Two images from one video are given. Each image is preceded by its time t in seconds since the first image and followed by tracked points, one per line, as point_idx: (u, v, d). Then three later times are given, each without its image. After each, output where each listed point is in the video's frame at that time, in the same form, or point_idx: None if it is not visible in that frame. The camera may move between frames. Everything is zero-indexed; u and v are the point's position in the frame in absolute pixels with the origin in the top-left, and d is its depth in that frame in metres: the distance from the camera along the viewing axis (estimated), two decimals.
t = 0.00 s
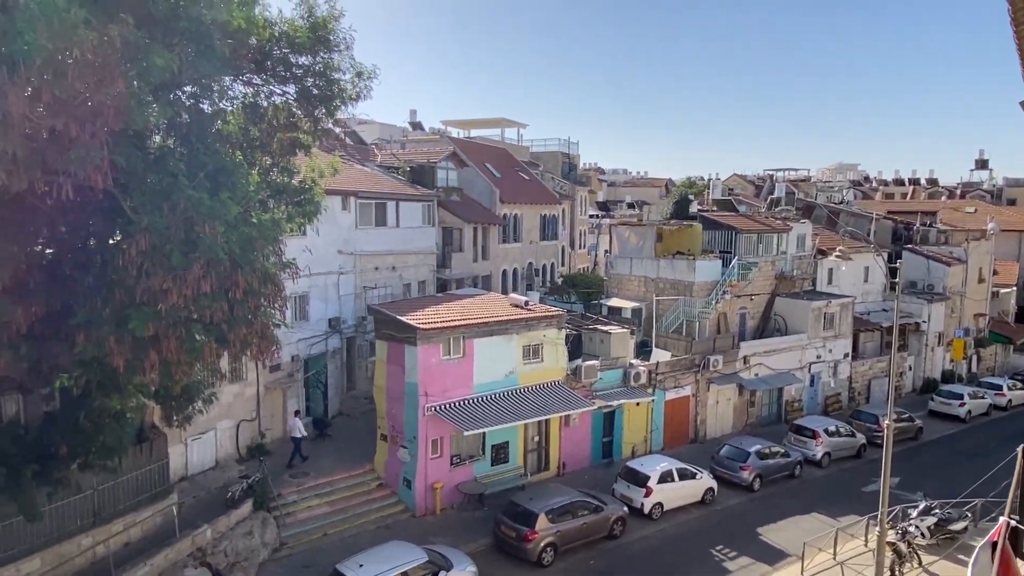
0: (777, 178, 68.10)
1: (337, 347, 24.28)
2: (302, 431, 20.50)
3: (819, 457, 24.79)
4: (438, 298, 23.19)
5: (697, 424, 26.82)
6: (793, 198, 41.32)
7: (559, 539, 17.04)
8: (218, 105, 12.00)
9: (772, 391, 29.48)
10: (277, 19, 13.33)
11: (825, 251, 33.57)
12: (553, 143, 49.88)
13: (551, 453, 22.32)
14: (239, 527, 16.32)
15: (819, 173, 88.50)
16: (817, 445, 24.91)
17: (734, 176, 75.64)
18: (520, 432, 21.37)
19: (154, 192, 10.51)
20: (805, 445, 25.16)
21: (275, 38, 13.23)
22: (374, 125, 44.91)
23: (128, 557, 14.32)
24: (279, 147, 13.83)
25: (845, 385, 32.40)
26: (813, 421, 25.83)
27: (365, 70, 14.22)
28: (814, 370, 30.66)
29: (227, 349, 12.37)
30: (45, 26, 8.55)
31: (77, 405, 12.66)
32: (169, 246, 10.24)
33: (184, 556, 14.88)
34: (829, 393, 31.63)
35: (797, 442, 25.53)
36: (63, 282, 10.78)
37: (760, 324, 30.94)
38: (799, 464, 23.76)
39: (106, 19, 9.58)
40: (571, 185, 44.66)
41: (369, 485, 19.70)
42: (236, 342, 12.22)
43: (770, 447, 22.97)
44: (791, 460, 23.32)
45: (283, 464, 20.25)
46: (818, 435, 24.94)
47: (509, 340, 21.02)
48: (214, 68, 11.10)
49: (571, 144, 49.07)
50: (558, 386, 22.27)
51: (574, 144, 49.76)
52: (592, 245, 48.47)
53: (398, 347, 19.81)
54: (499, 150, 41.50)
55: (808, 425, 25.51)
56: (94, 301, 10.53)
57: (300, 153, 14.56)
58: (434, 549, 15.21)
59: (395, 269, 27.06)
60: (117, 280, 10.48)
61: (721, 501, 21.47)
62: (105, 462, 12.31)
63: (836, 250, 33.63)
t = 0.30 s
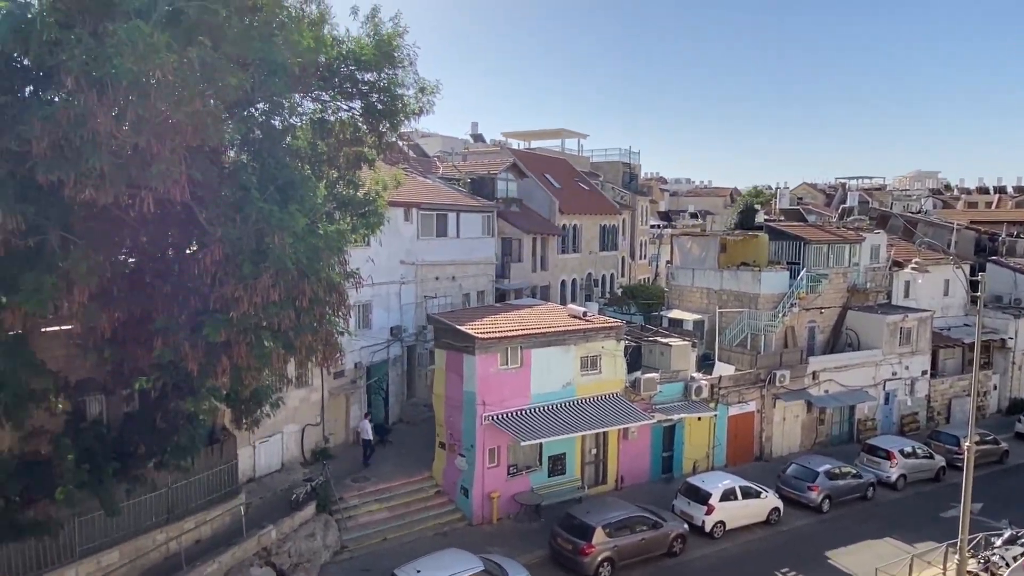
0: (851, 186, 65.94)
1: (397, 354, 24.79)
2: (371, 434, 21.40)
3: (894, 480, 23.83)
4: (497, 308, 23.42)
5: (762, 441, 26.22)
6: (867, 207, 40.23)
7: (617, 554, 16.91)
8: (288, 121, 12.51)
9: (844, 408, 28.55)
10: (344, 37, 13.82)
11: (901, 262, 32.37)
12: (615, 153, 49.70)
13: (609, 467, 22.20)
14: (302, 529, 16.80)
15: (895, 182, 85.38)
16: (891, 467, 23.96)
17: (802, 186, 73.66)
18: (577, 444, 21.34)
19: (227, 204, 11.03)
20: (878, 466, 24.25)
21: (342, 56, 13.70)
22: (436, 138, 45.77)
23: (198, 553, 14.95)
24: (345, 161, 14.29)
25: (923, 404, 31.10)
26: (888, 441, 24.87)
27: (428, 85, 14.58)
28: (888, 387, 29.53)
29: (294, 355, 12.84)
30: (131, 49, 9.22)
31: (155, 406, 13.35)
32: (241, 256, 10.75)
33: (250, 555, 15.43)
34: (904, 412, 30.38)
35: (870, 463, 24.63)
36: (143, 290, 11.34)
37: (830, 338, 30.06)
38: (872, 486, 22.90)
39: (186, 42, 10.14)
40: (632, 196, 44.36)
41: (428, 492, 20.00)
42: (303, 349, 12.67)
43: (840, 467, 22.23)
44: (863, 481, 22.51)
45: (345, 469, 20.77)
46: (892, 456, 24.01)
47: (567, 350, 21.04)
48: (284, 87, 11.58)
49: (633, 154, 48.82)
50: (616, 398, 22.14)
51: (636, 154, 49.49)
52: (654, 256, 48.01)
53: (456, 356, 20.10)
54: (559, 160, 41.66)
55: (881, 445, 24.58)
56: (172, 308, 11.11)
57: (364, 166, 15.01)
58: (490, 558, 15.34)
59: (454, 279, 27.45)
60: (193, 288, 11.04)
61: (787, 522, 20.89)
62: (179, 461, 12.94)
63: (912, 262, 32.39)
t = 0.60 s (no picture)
0: (932, 197, 63.28)
1: (457, 364, 25.15)
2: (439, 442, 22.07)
3: (979, 507, 22.67)
4: (557, 320, 23.48)
5: (835, 463, 25.41)
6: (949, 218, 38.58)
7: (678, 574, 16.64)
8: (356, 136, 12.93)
9: (924, 429, 27.39)
10: (410, 55, 14.25)
11: (986, 277, 30.99)
12: (680, 163, 49.16)
13: (671, 484, 21.90)
14: (364, 534, 17.19)
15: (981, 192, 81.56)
16: (976, 493, 22.80)
17: (878, 196, 71.11)
18: (638, 459, 21.15)
19: (296, 218, 11.49)
20: (961, 492, 23.12)
21: (408, 74, 14.10)
22: (499, 151, 46.32)
23: (265, 554, 15.49)
24: (409, 176, 14.66)
25: (1011, 427, 29.50)
26: (972, 466, 23.69)
27: (490, 100, 14.87)
28: (972, 409, 28.12)
29: (358, 364, 13.26)
30: (211, 71, 10.00)
31: (227, 409, 13.96)
32: (308, 267, 11.21)
33: (314, 557, 15.89)
34: (990, 435, 28.86)
35: (952, 489, 23.51)
36: (219, 299, 11.89)
37: (909, 356, 28.95)
38: (954, 513, 21.87)
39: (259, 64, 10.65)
40: (698, 207, 43.70)
41: (486, 503, 20.17)
42: (366, 357, 13.06)
43: (920, 492, 21.30)
44: (944, 508, 21.51)
45: (406, 476, 21.15)
46: (977, 483, 22.84)
47: (627, 364, 20.91)
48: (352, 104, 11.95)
49: (698, 164, 48.20)
50: (678, 413, 21.82)
51: (701, 165, 48.84)
52: (719, 268, 47.13)
53: (515, 367, 20.27)
54: (622, 172, 41.52)
55: (965, 470, 23.44)
56: (244, 315, 11.60)
57: (427, 180, 15.39)
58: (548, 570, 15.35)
59: (515, 291, 27.69)
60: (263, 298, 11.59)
61: (860, 548, 20.14)
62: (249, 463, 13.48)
63: (999, 276, 30.90)
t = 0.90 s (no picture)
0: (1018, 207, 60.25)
1: (515, 376, 25.31)
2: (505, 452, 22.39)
3: None
4: (616, 333, 23.40)
5: (911, 487, 24.46)
6: None
7: None
8: (417, 151, 13.28)
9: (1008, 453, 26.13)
10: (470, 71, 14.44)
11: None
12: (745, 174, 48.34)
13: (734, 504, 21.45)
14: (421, 542, 17.48)
15: None
16: None
17: (959, 206, 68.14)
18: (699, 477, 20.82)
19: (360, 231, 11.89)
20: None
21: (468, 89, 14.42)
22: (559, 163, 46.58)
23: (327, 557, 15.95)
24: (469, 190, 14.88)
25: None
26: None
27: (549, 113, 15.05)
28: None
29: (416, 373, 13.58)
30: (280, 91, 10.50)
31: (292, 415, 14.47)
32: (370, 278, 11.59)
33: (373, 563, 16.25)
34: None
35: None
36: (285, 308, 12.37)
37: (992, 375, 27.71)
38: None
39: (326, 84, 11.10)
40: (764, 218, 42.80)
41: (542, 516, 20.21)
42: (425, 367, 13.37)
43: (1003, 520, 20.26)
44: None
45: (463, 486, 21.39)
46: None
47: (687, 378, 20.63)
48: (414, 121, 12.24)
49: (764, 174, 47.31)
50: (743, 432, 21.30)
51: (767, 175, 47.88)
52: (787, 281, 46.01)
53: (573, 380, 20.31)
54: (684, 182, 41.09)
55: None
56: (309, 324, 12.05)
57: (487, 192, 15.68)
58: None
59: (573, 303, 27.73)
60: (327, 307, 12.06)
61: None
62: (312, 468, 13.93)
63: None
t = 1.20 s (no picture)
0: None
1: (568, 389, 25.33)
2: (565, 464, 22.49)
3: None
4: (671, 347, 23.19)
5: (986, 513, 23.36)
6: None
7: None
8: (470, 165, 13.54)
9: None
10: (523, 85, 14.63)
11: None
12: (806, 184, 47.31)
13: (794, 525, 20.91)
14: (473, 552, 17.62)
15: None
16: None
17: None
18: (757, 496, 20.39)
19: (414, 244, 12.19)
20: None
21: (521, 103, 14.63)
22: (613, 176, 46.57)
23: (380, 564, 16.25)
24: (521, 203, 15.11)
25: None
26: None
27: (601, 125, 15.14)
28: None
29: (469, 384, 13.78)
30: (339, 111, 10.94)
31: (347, 423, 14.84)
32: (423, 290, 11.86)
33: (426, 571, 16.47)
34: None
35: None
36: (343, 319, 12.75)
37: None
38: None
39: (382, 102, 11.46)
40: (827, 229, 41.71)
41: (595, 531, 20.11)
42: (476, 378, 13.57)
43: None
44: None
45: (515, 498, 21.47)
46: None
47: (745, 394, 20.27)
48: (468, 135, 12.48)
49: (827, 184, 46.20)
50: (803, 449, 20.81)
51: (830, 185, 46.71)
52: (852, 294, 44.67)
53: (626, 394, 20.24)
54: (741, 193, 40.46)
55: None
56: (365, 335, 12.39)
57: (540, 205, 15.85)
58: None
59: (627, 315, 27.60)
60: (382, 318, 12.40)
61: None
62: (367, 476, 14.23)
63: None
